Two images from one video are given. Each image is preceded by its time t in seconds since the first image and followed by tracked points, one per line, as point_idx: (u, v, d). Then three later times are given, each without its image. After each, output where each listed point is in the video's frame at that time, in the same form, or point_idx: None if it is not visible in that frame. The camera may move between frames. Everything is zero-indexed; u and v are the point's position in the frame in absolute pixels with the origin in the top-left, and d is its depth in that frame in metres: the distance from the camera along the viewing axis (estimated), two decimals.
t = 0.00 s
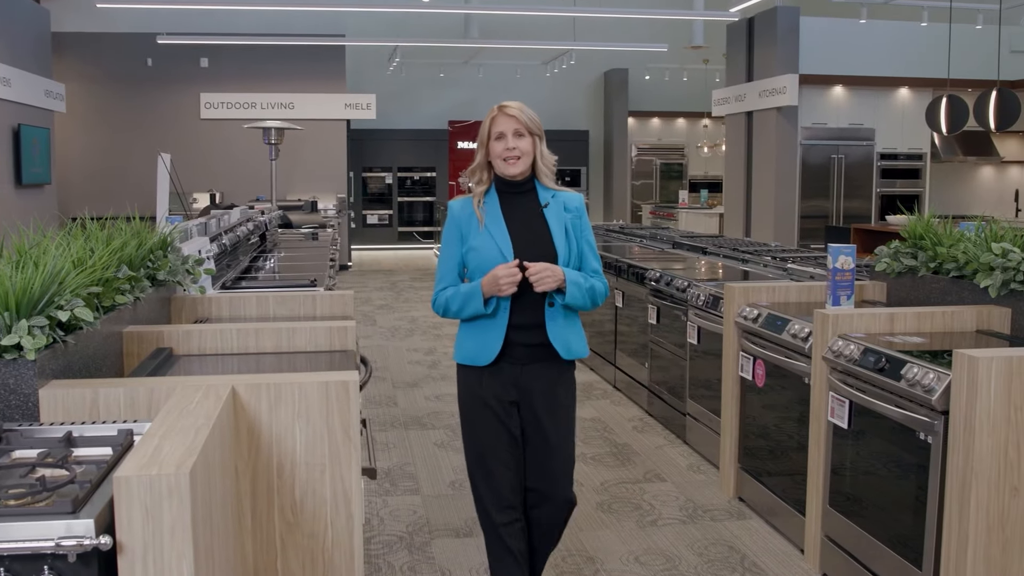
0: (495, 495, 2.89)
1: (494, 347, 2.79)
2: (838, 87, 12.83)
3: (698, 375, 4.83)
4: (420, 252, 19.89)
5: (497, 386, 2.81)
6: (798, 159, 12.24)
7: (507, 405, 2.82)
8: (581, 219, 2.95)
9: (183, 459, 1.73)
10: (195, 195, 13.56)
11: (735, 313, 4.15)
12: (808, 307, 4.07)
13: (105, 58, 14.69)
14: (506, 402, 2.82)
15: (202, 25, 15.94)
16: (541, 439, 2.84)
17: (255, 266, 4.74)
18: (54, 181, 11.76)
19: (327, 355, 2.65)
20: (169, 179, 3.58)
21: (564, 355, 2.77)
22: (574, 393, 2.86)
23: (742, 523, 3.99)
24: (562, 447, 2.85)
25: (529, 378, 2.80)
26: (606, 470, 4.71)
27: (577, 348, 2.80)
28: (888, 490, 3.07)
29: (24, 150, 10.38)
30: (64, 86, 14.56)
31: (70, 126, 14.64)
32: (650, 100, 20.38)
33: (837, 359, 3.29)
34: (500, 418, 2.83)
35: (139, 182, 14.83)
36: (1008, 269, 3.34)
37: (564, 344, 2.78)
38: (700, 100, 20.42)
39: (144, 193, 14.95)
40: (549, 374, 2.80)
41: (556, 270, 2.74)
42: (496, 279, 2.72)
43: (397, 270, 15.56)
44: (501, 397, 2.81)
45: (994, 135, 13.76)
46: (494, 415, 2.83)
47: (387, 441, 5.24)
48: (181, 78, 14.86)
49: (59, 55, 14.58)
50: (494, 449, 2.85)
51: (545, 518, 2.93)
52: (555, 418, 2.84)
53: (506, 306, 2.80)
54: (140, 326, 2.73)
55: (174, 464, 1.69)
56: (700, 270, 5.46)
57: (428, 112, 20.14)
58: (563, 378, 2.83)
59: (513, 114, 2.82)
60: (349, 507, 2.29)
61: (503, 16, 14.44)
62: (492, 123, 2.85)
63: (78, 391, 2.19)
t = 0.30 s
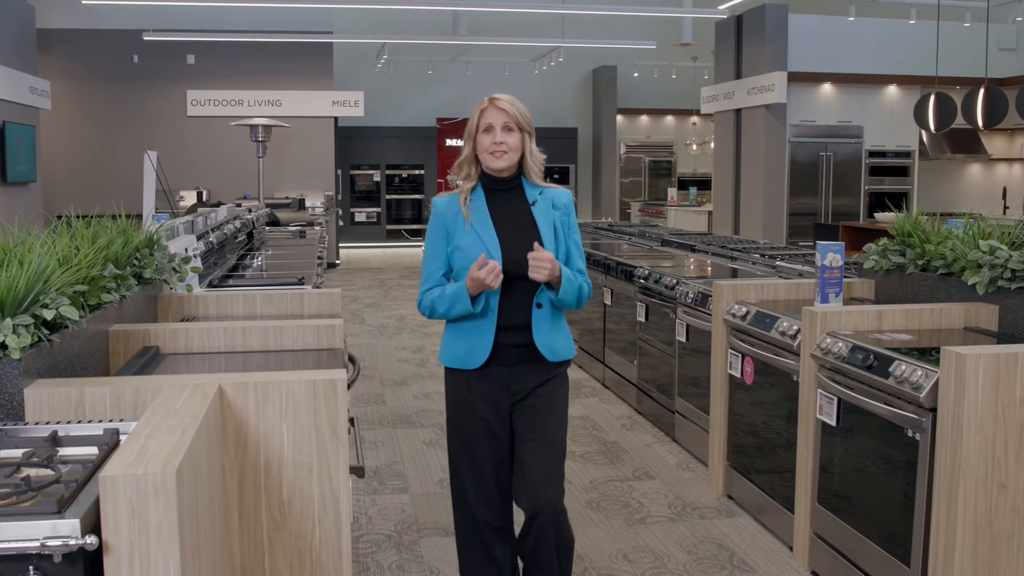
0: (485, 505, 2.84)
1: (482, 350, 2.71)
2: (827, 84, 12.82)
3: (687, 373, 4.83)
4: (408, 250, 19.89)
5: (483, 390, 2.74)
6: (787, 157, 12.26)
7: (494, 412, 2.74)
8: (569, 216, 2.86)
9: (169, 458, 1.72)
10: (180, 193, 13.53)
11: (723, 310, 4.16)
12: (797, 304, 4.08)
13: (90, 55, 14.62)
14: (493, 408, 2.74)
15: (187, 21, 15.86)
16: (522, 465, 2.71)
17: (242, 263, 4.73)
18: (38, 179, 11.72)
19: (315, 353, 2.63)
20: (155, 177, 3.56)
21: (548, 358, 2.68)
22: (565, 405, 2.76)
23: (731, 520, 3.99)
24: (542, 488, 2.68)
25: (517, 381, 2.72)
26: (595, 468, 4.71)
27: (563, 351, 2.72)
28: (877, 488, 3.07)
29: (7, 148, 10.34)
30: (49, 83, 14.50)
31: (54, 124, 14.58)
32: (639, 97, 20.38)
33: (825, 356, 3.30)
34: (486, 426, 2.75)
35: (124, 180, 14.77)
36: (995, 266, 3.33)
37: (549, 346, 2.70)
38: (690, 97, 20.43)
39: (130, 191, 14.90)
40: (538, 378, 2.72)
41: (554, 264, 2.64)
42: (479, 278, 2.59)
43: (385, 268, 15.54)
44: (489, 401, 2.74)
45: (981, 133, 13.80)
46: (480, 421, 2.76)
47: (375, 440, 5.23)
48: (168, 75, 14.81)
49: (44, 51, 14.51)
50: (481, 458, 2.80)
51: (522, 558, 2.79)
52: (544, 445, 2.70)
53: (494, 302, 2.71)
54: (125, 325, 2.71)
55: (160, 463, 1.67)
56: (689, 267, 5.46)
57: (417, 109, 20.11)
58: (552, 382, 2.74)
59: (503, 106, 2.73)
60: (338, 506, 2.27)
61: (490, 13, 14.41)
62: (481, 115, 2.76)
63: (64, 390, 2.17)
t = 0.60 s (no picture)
0: (471, 510, 2.81)
1: (470, 360, 2.65)
2: (819, 83, 12.85)
3: (679, 372, 4.83)
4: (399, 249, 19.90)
5: (472, 399, 2.68)
6: (779, 156, 12.27)
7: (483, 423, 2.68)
8: (564, 221, 2.77)
9: (158, 459, 1.70)
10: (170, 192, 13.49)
11: (715, 310, 4.16)
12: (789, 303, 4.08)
13: (78, 53, 14.54)
14: (482, 418, 2.68)
15: (177, 19, 15.80)
16: (509, 479, 2.67)
17: (231, 263, 4.71)
18: (27, 179, 11.68)
19: (305, 353, 2.62)
20: (144, 176, 3.54)
21: (541, 369, 2.63)
22: (557, 416, 2.70)
23: (723, 520, 3.99)
24: (529, 505, 2.64)
25: (507, 391, 2.66)
26: (587, 467, 4.70)
27: (556, 361, 2.67)
28: (870, 487, 3.07)
29: None
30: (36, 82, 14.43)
31: (42, 123, 14.51)
32: (631, 96, 20.37)
33: (817, 356, 3.29)
34: (474, 436, 2.69)
35: (113, 180, 14.72)
36: (987, 265, 3.33)
37: (542, 357, 2.64)
38: (682, 96, 20.44)
39: (118, 190, 14.85)
40: (528, 389, 2.66)
41: (548, 283, 2.58)
42: (470, 294, 2.53)
43: (376, 268, 15.53)
44: (478, 410, 2.67)
45: (971, 132, 13.83)
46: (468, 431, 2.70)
47: (366, 440, 5.22)
48: (157, 73, 14.75)
49: (32, 49, 14.44)
50: (468, 466, 2.75)
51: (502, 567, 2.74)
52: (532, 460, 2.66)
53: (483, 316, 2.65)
54: (114, 325, 2.70)
55: (149, 463, 1.65)
56: (681, 266, 5.46)
57: (409, 108, 20.08)
58: (544, 392, 2.68)
59: (497, 105, 2.67)
60: (328, 506, 2.25)
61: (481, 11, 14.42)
62: (474, 114, 2.69)
63: (51, 391, 2.15)
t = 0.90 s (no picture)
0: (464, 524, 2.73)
1: (464, 367, 2.60)
2: (812, 81, 12.85)
3: (673, 372, 4.83)
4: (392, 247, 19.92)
5: (469, 407, 2.63)
6: (773, 154, 12.28)
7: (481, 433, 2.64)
8: (565, 223, 2.70)
9: (148, 459, 1.68)
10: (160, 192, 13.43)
11: (708, 309, 4.17)
12: (782, 302, 4.08)
13: (67, 50, 14.48)
14: (479, 429, 2.64)
15: (167, 17, 15.75)
16: (510, 490, 2.62)
17: (221, 263, 4.69)
18: (15, 178, 11.61)
19: (296, 354, 2.60)
20: (134, 175, 3.53)
21: (538, 377, 2.58)
22: (558, 426, 2.65)
23: (716, 519, 3.99)
24: (532, 516, 2.59)
25: (505, 400, 2.61)
26: (581, 468, 4.70)
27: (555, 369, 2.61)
28: (863, 487, 3.06)
29: None
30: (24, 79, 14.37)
31: (31, 122, 14.45)
32: (624, 94, 20.37)
33: (810, 355, 3.29)
34: (474, 445, 2.64)
35: (103, 179, 14.66)
36: (980, 264, 3.35)
37: (539, 366, 2.59)
38: (676, 94, 20.46)
39: (108, 189, 14.79)
40: (527, 399, 2.61)
41: (543, 289, 2.51)
42: (463, 297, 2.49)
43: (368, 267, 15.50)
44: (474, 420, 2.63)
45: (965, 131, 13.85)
46: (464, 443, 2.66)
47: (359, 441, 5.21)
48: (147, 71, 14.71)
49: (20, 47, 14.37)
50: (465, 476, 2.69)
51: None
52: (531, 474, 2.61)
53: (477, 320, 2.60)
54: (104, 325, 2.69)
55: (139, 464, 1.63)
56: (674, 266, 5.46)
57: (402, 107, 20.05)
58: (544, 403, 2.62)
59: (497, 101, 2.61)
60: (320, 507, 2.24)
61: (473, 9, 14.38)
62: (474, 110, 2.63)
63: (40, 391, 2.13)
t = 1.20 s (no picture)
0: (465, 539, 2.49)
1: (466, 373, 2.41)
2: (807, 79, 12.86)
3: (667, 370, 4.81)
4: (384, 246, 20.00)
5: (471, 412, 2.43)
6: (767, 152, 12.29)
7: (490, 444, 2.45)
8: (573, 223, 2.52)
9: (138, 459, 1.65)
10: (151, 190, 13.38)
11: (702, 307, 4.15)
12: (777, 300, 4.08)
13: (56, 47, 14.45)
14: (487, 439, 2.44)
15: (158, 13, 15.69)
16: (526, 493, 2.46)
17: (213, 261, 4.66)
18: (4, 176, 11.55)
19: (288, 353, 2.58)
20: (125, 172, 3.50)
21: (547, 387, 2.40)
22: (569, 430, 2.47)
23: (710, 518, 3.99)
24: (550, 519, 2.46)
25: (513, 407, 2.43)
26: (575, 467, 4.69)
27: (562, 377, 2.42)
28: (858, 485, 3.06)
29: None
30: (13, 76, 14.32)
31: (20, 119, 14.40)
32: (618, 92, 20.37)
33: (805, 353, 3.28)
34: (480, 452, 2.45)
35: (92, 176, 14.62)
36: (975, 261, 3.34)
37: (548, 375, 2.40)
38: (670, 92, 20.46)
39: (99, 187, 14.75)
40: (537, 406, 2.43)
41: (541, 285, 2.32)
42: (465, 296, 2.30)
43: (361, 265, 15.48)
44: (479, 430, 2.44)
45: (959, 129, 13.87)
46: (469, 456, 2.45)
47: (351, 440, 5.20)
48: (138, 68, 14.68)
49: (10, 43, 14.33)
50: (467, 488, 2.47)
51: None
52: (548, 482, 2.45)
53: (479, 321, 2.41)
54: (93, 324, 2.67)
55: (130, 464, 1.60)
56: (668, 264, 5.44)
57: (396, 105, 20.02)
58: (554, 411, 2.44)
59: (504, 92, 2.42)
60: (311, 506, 2.21)
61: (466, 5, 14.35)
62: (478, 101, 2.44)
63: (29, 391, 2.11)
